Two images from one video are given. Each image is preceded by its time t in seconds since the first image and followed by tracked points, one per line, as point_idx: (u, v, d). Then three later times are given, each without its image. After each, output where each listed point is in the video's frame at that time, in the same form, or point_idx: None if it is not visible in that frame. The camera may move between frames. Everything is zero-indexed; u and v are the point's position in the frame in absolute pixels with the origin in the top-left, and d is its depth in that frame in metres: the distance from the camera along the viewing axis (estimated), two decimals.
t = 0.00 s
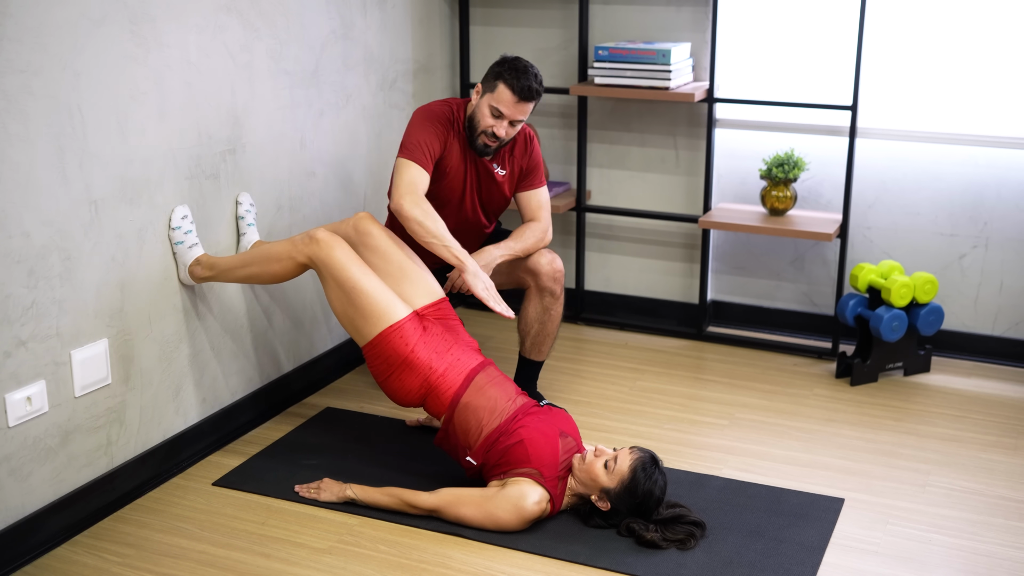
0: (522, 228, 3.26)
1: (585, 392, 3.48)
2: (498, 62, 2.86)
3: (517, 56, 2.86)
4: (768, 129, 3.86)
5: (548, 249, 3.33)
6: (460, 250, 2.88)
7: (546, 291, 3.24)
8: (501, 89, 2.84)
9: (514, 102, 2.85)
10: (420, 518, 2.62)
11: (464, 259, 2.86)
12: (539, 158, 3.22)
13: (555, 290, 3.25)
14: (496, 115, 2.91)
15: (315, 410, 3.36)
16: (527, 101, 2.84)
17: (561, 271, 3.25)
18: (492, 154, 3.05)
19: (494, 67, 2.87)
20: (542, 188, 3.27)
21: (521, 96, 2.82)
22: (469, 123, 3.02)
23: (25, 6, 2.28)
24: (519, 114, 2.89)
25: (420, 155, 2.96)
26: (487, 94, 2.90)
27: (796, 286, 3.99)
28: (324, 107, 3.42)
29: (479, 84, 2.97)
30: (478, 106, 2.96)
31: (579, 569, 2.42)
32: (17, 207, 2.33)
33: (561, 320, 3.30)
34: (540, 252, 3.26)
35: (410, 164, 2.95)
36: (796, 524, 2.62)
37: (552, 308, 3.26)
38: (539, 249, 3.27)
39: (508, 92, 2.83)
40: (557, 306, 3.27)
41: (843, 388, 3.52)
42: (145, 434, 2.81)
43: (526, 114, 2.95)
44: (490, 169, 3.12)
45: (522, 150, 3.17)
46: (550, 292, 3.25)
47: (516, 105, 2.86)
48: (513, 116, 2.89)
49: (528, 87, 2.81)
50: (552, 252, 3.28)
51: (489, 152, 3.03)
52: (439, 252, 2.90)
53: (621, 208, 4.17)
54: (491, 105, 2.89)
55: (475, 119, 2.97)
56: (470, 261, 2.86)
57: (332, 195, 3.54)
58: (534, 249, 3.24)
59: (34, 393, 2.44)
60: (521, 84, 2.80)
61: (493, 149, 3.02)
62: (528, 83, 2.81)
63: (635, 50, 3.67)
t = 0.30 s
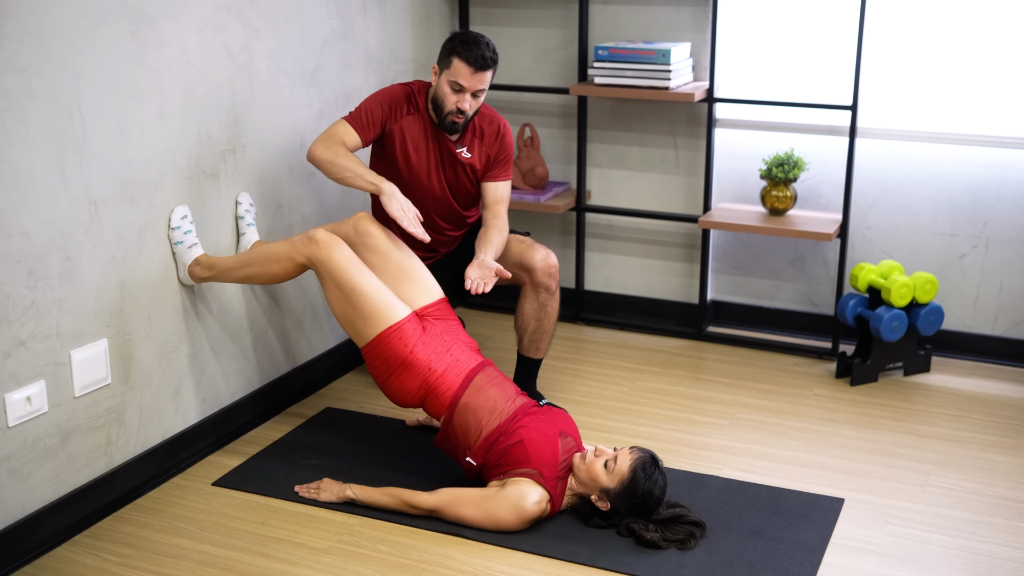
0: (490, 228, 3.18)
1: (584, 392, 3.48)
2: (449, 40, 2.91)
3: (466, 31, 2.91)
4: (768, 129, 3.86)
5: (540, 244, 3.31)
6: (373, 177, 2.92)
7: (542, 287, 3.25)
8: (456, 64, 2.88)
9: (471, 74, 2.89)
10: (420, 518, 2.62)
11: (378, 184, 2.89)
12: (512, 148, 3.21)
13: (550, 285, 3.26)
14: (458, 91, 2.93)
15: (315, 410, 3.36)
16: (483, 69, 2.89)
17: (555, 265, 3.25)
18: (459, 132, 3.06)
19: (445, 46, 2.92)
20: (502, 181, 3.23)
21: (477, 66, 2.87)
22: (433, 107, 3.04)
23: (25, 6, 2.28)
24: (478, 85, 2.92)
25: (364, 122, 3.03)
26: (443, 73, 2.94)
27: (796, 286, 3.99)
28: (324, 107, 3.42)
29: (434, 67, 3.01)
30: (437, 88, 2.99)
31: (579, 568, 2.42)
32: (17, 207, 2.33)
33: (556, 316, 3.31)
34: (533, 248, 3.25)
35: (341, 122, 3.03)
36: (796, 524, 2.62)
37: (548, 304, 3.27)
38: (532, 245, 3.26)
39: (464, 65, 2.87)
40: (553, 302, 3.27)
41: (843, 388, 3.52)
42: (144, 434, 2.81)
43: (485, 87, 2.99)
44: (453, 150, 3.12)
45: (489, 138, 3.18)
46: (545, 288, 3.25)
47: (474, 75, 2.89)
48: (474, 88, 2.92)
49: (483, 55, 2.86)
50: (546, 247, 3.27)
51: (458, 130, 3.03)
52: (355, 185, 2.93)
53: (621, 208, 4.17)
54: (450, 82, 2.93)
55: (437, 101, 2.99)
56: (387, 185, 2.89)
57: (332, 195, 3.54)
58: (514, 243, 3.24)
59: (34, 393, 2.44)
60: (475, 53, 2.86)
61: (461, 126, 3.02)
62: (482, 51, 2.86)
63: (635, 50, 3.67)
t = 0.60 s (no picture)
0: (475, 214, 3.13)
1: (583, 392, 3.48)
2: (427, 32, 3.03)
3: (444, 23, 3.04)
4: (768, 129, 3.86)
5: (534, 244, 3.29)
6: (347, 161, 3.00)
7: (534, 287, 3.23)
8: (435, 53, 3.00)
9: (450, 61, 2.99)
10: (420, 518, 2.62)
11: (353, 167, 2.97)
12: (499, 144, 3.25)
13: (542, 284, 3.23)
14: (439, 80, 3.03)
15: (314, 410, 3.36)
16: (461, 56, 2.99)
17: (547, 264, 3.22)
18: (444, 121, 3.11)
19: (424, 38, 3.04)
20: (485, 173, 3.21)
21: (455, 53, 2.98)
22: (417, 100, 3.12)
23: (24, 6, 2.28)
24: (458, 73, 3.02)
25: (346, 119, 3.12)
26: (424, 63, 3.04)
27: (796, 286, 3.99)
28: (323, 107, 3.43)
29: (417, 61, 3.12)
30: (419, 80, 3.09)
31: (578, 568, 2.42)
32: (17, 207, 2.33)
33: (553, 314, 3.28)
34: (524, 248, 3.23)
35: (324, 119, 3.13)
36: (796, 524, 2.62)
37: (542, 303, 3.24)
38: (523, 244, 3.24)
39: (443, 53, 2.99)
40: (547, 301, 3.25)
41: (843, 388, 3.52)
42: (144, 435, 2.81)
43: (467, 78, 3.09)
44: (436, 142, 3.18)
45: (474, 133, 3.24)
46: (537, 288, 3.23)
47: (453, 63, 3.00)
48: (454, 75, 3.01)
49: (459, 42, 2.97)
50: (538, 246, 3.25)
51: (443, 119, 3.10)
52: (334, 173, 3.02)
53: (620, 208, 4.17)
54: (430, 71, 3.03)
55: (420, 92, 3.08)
56: (363, 167, 2.98)
57: (331, 195, 3.54)
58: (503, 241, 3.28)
59: (34, 394, 2.44)
60: (452, 40, 2.97)
61: (445, 115, 3.09)
62: (459, 39, 2.98)
63: (635, 50, 3.67)
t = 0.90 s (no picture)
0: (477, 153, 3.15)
1: (583, 392, 3.48)
2: (417, 22, 3.07)
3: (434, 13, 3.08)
4: (768, 129, 3.86)
5: (535, 246, 3.30)
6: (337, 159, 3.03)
7: (533, 288, 3.22)
8: (425, 39, 3.02)
9: (440, 46, 3.02)
10: (420, 518, 2.62)
11: (344, 164, 3.01)
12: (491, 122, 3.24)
13: (542, 284, 3.23)
14: (429, 67, 3.05)
15: (314, 410, 3.36)
16: (451, 42, 3.02)
17: (546, 265, 3.22)
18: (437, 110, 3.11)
19: (414, 28, 3.08)
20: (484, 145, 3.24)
21: (445, 38, 3.01)
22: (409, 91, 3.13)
23: (24, 6, 2.28)
24: (449, 59, 3.04)
25: (339, 119, 3.14)
26: (415, 53, 3.07)
27: (796, 286, 3.99)
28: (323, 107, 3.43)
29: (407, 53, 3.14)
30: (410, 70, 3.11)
31: (578, 568, 2.42)
32: (17, 207, 2.33)
33: (553, 314, 3.28)
34: (523, 248, 3.24)
35: (316, 121, 3.16)
36: (796, 524, 2.62)
37: (542, 303, 3.23)
38: (523, 245, 3.25)
39: (433, 39, 3.01)
40: (547, 301, 3.24)
41: (843, 388, 3.52)
42: (143, 435, 2.81)
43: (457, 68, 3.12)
44: (429, 132, 3.19)
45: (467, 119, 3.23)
46: (536, 288, 3.22)
47: (443, 49, 3.03)
48: (445, 62, 3.04)
49: (449, 27, 3.01)
50: (537, 247, 3.26)
51: (436, 108, 3.10)
52: (327, 172, 3.05)
53: (620, 208, 4.17)
54: (421, 58, 3.05)
55: (412, 82, 3.10)
56: (352, 164, 3.00)
57: (331, 195, 3.54)
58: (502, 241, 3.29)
59: (34, 394, 2.44)
60: (442, 25, 3.00)
61: (438, 104, 3.09)
62: (449, 24, 3.01)
63: (634, 50, 3.67)
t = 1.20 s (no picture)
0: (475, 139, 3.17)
1: (583, 392, 3.48)
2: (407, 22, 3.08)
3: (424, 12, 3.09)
4: (768, 129, 3.86)
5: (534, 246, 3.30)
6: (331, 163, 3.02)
7: (533, 287, 3.22)
8: (416, 38, 3.03)
9: (432, 45, 3.03)
10: (419, 518, 2.62)
11: (337, 167, 3.01)
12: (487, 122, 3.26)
13: (541, 284, 3.23)
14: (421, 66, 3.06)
15: (314, 410, 3.36)
16: (443, 41, 3.03)
17: (546, 264, 3.23)
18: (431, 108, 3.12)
19: (405, 28, 3.08)
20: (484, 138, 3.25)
21: (435, 36, 3.02)
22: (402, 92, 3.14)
23: (23, 7, 2.28)
24: (440, 58, 3.05)
25: (335, 123, 3.14)
26: (406, 52, 3.08)
27: (796, 286, 3.99)
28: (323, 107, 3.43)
29: (399, 54, 3.15)
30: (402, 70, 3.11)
31: (578, 568, 2.42)
32: (16, 207, 2.33)
33: (553, 313, 3.28)
34: (523, 248, 3.24)
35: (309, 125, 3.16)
36: (796, 524, 2.62)
37: (541, 302, 3.24)
38: (522, 244, 3.25)
39: (424, 38, 3.02)
40: (547, 300, 3.25)
41: (843, 388, 3.52)
42: (143, 435, 2.81)
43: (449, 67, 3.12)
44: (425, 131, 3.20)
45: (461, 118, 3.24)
46: (536, 288, 3.22)
47: (434, 48, 3.04)
48: (436, 60, 3.05)
49: (440, 26, 3.02)
50: (536, 246, 3.26)
51: (429, 108, 3.11)
52: (322, 176, 3.05)
53: (620, 208, 4.17)
54: (413, 58, 3.06)
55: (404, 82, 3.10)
56: (345, 166, 3.00)
57: (331, 195, 3.54)
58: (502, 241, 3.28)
59: (33, 394, 2.44)
60: (432, 24, 3.01)
61: (431, 103, 3.10)
62: (439, 23, 3.02)
63: (634, 50, 3.67)
